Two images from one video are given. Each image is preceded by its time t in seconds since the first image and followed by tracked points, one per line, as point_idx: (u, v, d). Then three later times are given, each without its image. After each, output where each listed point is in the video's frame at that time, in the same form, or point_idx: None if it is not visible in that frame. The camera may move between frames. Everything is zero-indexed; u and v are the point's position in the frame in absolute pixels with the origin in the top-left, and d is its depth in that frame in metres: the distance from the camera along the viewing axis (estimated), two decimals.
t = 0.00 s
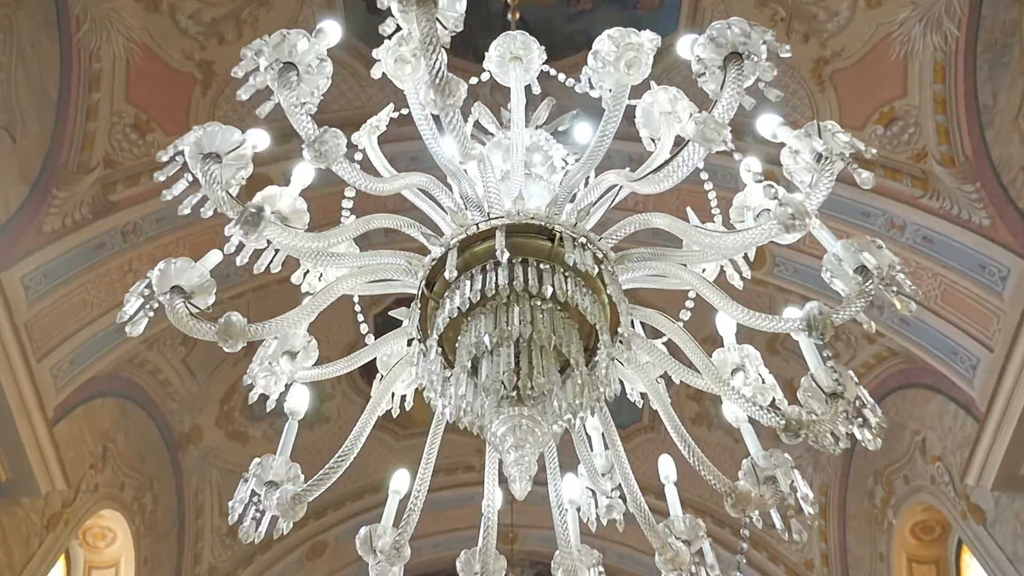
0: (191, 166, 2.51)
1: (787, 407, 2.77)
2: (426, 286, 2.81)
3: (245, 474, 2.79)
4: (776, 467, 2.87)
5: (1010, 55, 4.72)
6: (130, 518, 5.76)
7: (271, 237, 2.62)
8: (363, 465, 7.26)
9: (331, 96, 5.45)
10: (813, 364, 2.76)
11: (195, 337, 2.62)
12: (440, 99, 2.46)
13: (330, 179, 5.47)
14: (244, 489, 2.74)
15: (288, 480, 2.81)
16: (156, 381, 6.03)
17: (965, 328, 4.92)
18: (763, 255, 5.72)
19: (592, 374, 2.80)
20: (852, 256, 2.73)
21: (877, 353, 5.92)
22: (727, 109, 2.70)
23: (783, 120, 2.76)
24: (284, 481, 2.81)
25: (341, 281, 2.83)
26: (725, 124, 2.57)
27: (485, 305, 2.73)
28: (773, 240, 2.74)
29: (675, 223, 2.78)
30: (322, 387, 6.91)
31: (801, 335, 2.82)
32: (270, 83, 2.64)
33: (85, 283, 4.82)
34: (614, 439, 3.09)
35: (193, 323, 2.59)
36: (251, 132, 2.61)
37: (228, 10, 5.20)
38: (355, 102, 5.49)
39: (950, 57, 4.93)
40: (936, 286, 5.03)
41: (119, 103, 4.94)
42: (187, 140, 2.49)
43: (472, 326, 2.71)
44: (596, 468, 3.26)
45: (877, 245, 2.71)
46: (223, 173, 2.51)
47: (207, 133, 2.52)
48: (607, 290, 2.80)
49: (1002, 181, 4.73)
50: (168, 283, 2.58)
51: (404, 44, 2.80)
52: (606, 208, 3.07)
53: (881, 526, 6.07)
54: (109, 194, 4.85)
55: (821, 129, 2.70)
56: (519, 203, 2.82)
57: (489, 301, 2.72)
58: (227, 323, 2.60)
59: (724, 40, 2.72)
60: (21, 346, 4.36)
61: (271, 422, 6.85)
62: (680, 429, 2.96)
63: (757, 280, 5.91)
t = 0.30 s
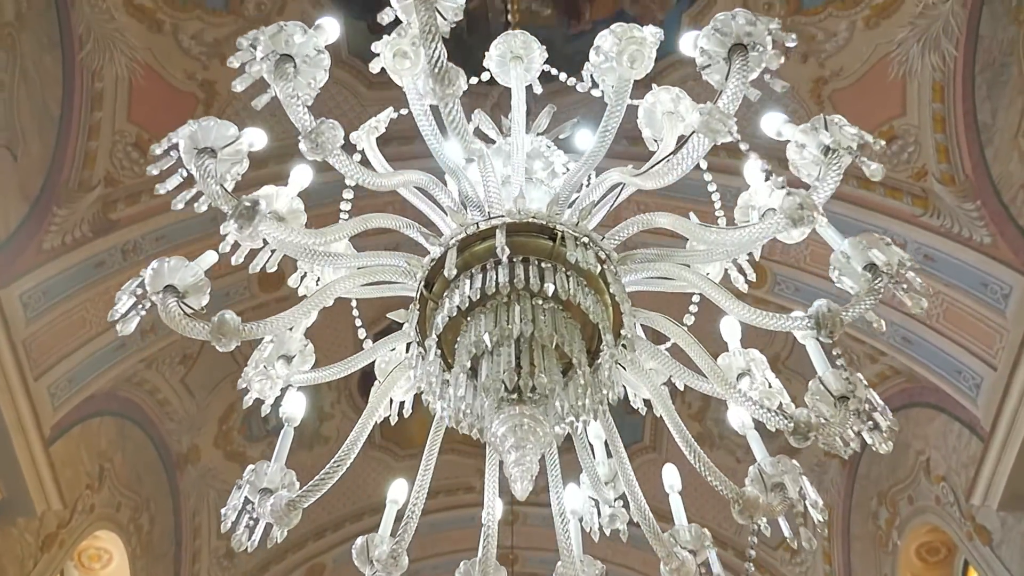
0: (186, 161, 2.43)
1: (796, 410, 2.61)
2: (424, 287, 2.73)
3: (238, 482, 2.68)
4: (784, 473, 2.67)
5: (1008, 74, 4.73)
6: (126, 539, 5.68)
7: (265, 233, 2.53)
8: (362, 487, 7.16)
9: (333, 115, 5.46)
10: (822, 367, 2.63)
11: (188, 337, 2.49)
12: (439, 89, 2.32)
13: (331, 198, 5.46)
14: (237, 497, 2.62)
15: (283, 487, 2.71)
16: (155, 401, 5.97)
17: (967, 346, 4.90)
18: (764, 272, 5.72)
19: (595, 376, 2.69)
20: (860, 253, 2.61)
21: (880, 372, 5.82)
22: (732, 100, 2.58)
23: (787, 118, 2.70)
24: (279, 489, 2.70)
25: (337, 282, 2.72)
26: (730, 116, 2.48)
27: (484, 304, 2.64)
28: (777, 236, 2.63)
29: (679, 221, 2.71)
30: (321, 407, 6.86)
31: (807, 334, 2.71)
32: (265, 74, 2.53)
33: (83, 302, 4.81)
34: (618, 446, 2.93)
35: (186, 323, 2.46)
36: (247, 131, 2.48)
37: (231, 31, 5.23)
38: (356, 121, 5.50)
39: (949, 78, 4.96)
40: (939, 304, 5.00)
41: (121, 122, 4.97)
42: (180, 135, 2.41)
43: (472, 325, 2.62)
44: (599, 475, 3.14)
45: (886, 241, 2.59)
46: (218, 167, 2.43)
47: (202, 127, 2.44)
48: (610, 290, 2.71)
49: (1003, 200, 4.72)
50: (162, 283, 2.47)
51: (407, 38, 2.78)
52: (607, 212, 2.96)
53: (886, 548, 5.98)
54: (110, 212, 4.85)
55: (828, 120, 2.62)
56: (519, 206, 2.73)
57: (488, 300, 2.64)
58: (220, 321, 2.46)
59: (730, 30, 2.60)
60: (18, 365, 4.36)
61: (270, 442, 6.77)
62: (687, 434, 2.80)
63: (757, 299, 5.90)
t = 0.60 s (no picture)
0: (181, 153, 2.36)
1: (805, 408, 2.56)
2: (423, 283, 2.65)
3: (233, 484, 2.65)
4: (791, 476, 2.62)
5: (1007, 90, 4.74)
6: (122, 559, 5.60)
7: (260, 222, 2.44)
8: (361, 505, 7.08)
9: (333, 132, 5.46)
10: (829, 365, 2.59)
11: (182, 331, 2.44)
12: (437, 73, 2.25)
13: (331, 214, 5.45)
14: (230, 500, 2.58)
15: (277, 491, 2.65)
16: (152, 418, 5.88)
17: (969, 362, 4.88)
18: (765, 288, 5.71)
19: (598, 373, 2.63)
20: (868, 247, 2.52)
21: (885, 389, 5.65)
22: (738, 86, 2.44)
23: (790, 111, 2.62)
24: (274, 492, 2.65)
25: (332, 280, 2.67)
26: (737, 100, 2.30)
27: (484, 298, 2.57)
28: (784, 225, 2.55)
29: (683, 216, 2.66)
30: (320, 424, 6.81)
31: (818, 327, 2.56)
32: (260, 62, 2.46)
33: (82, 317, 4.80)
34: (620, 448, 2.86)
35: (179, 316, 2.42)
36: (244, 124, 2.41)
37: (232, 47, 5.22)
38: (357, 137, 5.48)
39: (948, 93, 4.96)
40: (941, 320, 4.99)
41: (121, 138, 4.96)
42: (175, 124, 2.34)
43: (471, 320, 2.56)
44: (603, 482, 3.03)
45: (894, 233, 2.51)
46: (212, 157, 2.35)
47: (197, 118, 2.36)
48: (614, 286, 2.64)
49: (1004, 216, 4.72)
50: (156, 277, 2.42)
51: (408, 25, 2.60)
52: (608, 211, 2.88)
53: (892, 568, 5.90)
54: (110, 228, 4.85)
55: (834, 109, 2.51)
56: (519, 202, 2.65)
57: (489, 294, 2.57)
58: (214, 315, 2.40)
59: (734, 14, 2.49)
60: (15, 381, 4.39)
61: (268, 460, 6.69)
62: (694, 439, 2.74)
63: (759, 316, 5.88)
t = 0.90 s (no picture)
0: (175, 146, 2.31)
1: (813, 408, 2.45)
2: (423, 283, 2.59)
3: (225, 491, 2.54)
4: (800, 481, 2.57)
5: (1005, 109, 4.77)
6: None
7: (257, 215, 2.36)
8: (360, 526, 7.01)
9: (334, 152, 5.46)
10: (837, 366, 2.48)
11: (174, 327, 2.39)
12: (436, 59, 2.25)
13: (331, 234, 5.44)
14: (224, 507, 2.49)
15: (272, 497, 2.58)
16: (150, 439, 5.80)
17: (972, 381, 4.91)
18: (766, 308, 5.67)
19: (601, 374, 2.59)
20: (877, 243, 2.43)
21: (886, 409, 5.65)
22: (743, 73, 2.37)
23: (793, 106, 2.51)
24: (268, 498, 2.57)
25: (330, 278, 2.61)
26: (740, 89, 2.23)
27: (485, 295, 2.56)
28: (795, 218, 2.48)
29: (688, 214, 2.57)
30: (319, 446, 6.74)
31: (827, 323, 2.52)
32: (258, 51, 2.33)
33: (83, 335, 4.92)
34: (624, 456, 2.81)
35: (172, 313, 2.36)
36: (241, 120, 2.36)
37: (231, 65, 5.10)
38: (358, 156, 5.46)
39: (946, 113, 4.92)
40: (943, 339, 5.01)
41: (123, 158, 4.93)
42: (171, 115, 2.27)
43: (472, 317, 2.54)
44: (606, 489, 2.95)
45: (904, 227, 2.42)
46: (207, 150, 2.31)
47: (193, 109, 2.30)
48: (618, 283, 2.58)
49: (1004, 234, 4.74)
50: (149, 274, 2.37)
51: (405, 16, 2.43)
52: (607, 213, 2.80)
53: None
54: (110, 247, 4.89)
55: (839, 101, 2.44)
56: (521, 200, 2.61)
57: (489, 291, 2.56)
58: (208, 311, 2.36)
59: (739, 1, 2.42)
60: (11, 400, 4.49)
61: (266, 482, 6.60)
62: (699, 443, 2.70)
63: (761, 336, 5.85)
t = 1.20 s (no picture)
0: (171, 138, 2.29)
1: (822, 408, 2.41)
2: (422, 282, 2.55)
3: (219, 496, 2.52)
4: (809, 486, 2.53)
5: (1003, 129, 4.78)
6: None
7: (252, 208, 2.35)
8: (358, 548, 6.93)
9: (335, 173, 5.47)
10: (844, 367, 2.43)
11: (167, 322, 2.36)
12: (437, 46, 2.20)
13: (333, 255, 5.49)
14: (215, 512, 2.46)
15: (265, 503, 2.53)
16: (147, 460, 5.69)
17: (975, 401, 4.90)
18: (768, 328, 5.64)
19: (603, 373, 2.56)
20: (884, 238, 2.44)
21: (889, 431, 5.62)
22: (747, 61, 2.29)
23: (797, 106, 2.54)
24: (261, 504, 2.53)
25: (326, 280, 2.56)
26: (746, 77, 2.19)
27: (485, 292, 2.53)
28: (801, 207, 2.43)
29: (692, 209, 2.51)
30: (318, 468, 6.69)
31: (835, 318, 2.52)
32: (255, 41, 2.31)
33: (82, 354, 4.94)
34: (628, 461, 2.74)
35: (164, 308, 2.33)
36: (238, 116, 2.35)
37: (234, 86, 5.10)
38: (359, 176, 5.45)
39: (945, 133, 4.93)
40: (946, 358, 5.01)
41: (124, 177, 4.93)
42: (166, 107, 2.25)
43: (472, 314, 2.51)
44: (609, 496, 2.87)
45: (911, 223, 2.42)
46: (204, 142, 2.28)
47: (189, 101, 2.29)
48: (620, 279, 2.54)
49: (1005, 253, 4.73)
50: (142, 270, 2.35)
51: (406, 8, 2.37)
52: (607, 215, 2.74)
53: None
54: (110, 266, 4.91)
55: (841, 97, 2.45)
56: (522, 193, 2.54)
57: (489, 287, 2.53)
58: (201, 308, 2.35)
59: None
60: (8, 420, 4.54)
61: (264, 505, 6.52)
62: (706, 447, 2.65)
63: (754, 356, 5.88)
